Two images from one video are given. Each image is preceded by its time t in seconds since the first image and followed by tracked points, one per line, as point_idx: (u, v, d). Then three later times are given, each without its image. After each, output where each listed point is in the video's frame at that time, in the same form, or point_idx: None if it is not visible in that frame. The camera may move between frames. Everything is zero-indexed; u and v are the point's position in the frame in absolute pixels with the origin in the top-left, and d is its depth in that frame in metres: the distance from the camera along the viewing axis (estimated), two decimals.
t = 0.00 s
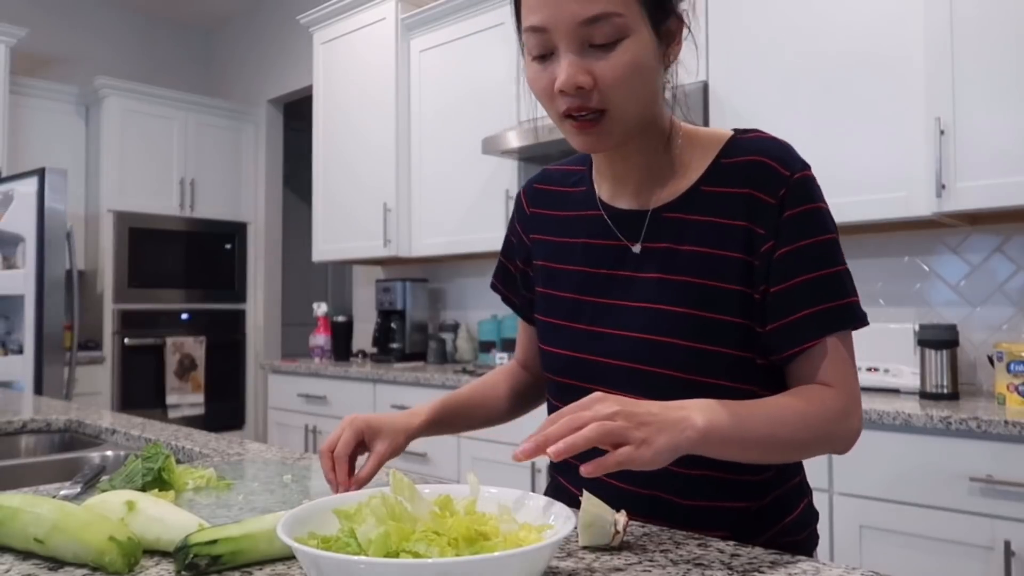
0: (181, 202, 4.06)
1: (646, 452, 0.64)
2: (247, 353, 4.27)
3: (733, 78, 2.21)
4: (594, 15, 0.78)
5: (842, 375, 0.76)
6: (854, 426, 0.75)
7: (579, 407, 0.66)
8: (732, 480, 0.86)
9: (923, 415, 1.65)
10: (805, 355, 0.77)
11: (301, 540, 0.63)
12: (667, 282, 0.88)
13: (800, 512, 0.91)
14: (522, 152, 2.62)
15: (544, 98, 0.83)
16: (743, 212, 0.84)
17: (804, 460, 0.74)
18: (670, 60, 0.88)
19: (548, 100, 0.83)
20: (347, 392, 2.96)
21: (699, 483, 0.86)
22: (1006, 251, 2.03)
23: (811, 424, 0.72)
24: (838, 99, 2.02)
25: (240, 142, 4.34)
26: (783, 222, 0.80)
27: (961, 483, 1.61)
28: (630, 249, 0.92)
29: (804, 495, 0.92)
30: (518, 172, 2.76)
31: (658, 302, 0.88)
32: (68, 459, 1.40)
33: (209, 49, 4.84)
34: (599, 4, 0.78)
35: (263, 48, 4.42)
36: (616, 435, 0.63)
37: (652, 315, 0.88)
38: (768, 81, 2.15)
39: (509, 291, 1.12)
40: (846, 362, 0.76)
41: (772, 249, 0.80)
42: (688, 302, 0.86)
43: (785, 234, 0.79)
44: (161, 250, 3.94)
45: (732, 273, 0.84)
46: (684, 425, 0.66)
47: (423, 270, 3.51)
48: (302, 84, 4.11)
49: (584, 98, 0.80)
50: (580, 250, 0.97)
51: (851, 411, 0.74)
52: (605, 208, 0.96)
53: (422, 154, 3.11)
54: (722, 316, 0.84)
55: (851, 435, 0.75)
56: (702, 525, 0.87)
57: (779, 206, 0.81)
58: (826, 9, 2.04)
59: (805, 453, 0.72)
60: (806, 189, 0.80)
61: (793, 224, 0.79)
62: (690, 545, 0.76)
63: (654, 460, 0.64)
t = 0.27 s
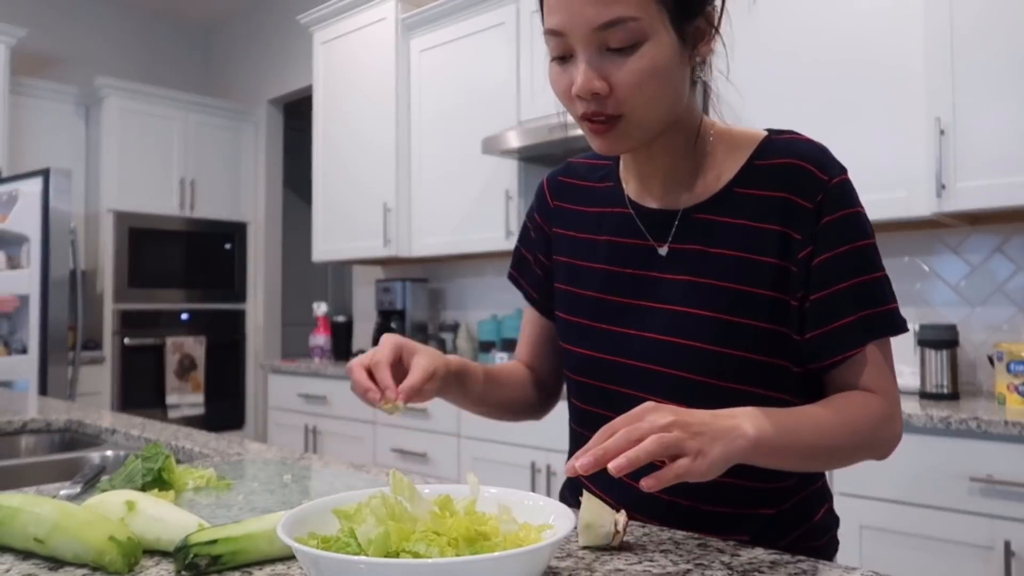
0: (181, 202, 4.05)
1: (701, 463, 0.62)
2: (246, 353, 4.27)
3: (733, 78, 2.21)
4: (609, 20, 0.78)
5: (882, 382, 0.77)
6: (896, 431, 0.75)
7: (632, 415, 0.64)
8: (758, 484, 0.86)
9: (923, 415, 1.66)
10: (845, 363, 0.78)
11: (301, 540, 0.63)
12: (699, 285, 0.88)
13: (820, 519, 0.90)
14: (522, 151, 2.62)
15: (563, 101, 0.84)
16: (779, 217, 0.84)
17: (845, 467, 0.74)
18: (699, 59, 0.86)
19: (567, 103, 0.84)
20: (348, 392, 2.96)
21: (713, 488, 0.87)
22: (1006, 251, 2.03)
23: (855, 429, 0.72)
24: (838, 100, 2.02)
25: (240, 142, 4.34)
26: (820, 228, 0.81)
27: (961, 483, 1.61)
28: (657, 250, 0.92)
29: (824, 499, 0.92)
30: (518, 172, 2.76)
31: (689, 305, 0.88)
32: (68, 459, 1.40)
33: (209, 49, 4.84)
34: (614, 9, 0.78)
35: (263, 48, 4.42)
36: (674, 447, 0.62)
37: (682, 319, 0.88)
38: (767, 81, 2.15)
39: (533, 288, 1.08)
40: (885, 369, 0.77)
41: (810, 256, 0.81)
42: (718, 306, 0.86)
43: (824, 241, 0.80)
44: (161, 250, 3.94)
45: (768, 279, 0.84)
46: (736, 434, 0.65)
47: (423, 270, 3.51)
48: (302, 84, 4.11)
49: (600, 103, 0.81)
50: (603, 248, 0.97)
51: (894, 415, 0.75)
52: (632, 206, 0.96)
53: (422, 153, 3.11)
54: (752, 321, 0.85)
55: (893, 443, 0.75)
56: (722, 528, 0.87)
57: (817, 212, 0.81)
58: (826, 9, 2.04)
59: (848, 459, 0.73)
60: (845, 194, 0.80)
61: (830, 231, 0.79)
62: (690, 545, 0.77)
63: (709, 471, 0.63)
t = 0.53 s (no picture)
0: (181, 202, 4.05)
1: (742, 470, 0.63)
2: (246, 353, 4.28)
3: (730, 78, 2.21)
4: (640, 17, 0.76)
5: (924, 382, 0.79)
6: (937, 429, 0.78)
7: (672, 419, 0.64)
8: (795, 492, 0.86)
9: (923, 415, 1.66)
10: (891, 366, 0.79)
11: (301, 540, 0.63)
12: (740, 286, 0.87)
13: (853, 523, 0.90)
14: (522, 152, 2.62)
15: (594, 102, 0.83)
16: (823, 216, 0.85)
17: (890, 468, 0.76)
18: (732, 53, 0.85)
19: (598, 103, 0.83)
20: (347, 391, 2.96)
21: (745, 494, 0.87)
22: (1005, 251, 2.03)
23: (902, 433, 0.74)
24: (838, 100, 2.02)
25: (240, 142, 4.34)
26: (867, 227, 0.82)
27: (961, 483, 1.61)
28: (692, 250, 0.91)
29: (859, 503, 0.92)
30: (518, 172, 2.75)
31: (730, 307, 0.87)
32: (68, 459, 1.41)
33: (209, 49, 4.84)
34: (643, 7, 0.76)
35: (264, 48, 4.43)
36: (715, 452, 0.62)
37: (723, 320, 0.87)
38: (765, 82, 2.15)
39: (552, 281, 1.03)
40: (927, 369, 0.80)
41: (856, 255, 0.82)
42: (761, 307, 0.86)
43: (872, 241, 0.81)
44: (161, 250, 3.94)
45: (811, 279, 0.85)
46: (777, 439, 0.66)
47: (423, 270, 3.51)
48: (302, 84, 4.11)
49: (633, 102, 0.80)
50: (634, 247, 0.96)
51: (936, 414, 0.77)
52: (665, 204, 0.94)
53: (422, 153, 3.11)
54: (795, 321, 0.85)
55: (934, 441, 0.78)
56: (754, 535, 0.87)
57: (863, 210, 0.82)
58: (825, 9, 2.04)
59: (896, 461, 0.75)
60: (889, 192, 0.82)
61: (879, 229, 0.81)
62: (690, 545, 0.77)
63: (750, 477, 0.63)
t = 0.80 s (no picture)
0: (181, 202, 4.05)
1: (787, 502, 0.63)
2: (246, 353, 4.28)
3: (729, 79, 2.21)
4: (641, 13, 0.77)
5: (972, 392, 0.78)
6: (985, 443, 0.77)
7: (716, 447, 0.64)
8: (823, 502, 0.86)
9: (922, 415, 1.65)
10: (935, 377, 0.78)
11: (302, 540, 0.64)
12: (776, 289, 0.87)
13: (887, 529, 0.89)
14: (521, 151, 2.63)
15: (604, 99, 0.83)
16: (863, 220, 0.84)
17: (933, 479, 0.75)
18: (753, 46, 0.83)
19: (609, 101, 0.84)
20: (348, 391, 2.95)
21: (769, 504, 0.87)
22: (1006, 251, 2.03)
23: (948, 448, 0.73)
24: (838, 100, 2.03)
25: (240, 142, 4.34)
26: (910, 233, 0.80)
27: (961, 483, 1.61)
28: (720, 249, 0.91)
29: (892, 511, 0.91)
30: (518, 172, 2.76)
31: (764, 311, 0.87)
32: (69, 459, 1.41)
33: (209, 49, 4.84)
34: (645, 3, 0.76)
35: (264, 48, 4.43)
36: (759, 488, 0.62)
37: (755, 324, 0.87)
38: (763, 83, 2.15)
39: (579, 275, 1.04)
40: (974, 379, 0.78)
41: (898, 262, 0.81)
42: (796, 314, 0.85)
43: (915, 249, 0.80)
44: (160, 250, 3.94)
45: (850, 285, 0.84)
46: (826, 467, 0.65)
47: (423, 270, 3.51)
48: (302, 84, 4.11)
49: (638, 97, 0.80)
50: (663, 244, 0.96)
51: (984, 427, 0.76)
52: (696, 201, 0.94)
53: (422, 153, 3.11)
54: (831, 328, 0.84)
55: (981, 452, 0.77)
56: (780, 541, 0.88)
57: (905, 215, 0.81)
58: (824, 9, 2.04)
59: (941, 474, 0.73)
60: (934, 197, 0.80)
61: (922, 235, 0.79)
62: (691, 545, 0.77)
63: (796, 508, 0.63)
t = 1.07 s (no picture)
0: (181, 202, 4.05)
1: (755, 492, 0.62)
2: (246, 353, 4.28)
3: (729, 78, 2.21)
4: None
5: (995, 399, 0.74)
6: (1009, 452, 0.74)
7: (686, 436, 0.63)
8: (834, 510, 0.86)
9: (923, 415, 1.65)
10: (954, 381, 0.75)
11: (302, 541, 0.63)
12: (784, 287, 0.87)
13: (903, 546, 0.89)
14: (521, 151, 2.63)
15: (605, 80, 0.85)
16: (873, 216, 0.83)
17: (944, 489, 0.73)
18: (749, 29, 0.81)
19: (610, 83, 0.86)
20: (347, 391, 2.96)
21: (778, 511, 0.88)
22: (1006, 251, 2.03)
23: (959, 456, 0.71)
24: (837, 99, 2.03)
25: (240, 142, 4.34)
26: (922, 230, 0.79)
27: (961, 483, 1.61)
28: (726, 244, 0.92)
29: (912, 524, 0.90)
30: (517, 172, 2.75)
31: (773, 309, 0.87)
32: (70, 459, 1.41)
33: (209, 49, 4.84)
34: None
35: (264, 48, 4.42)
36: (723, 475, 0.60)
37: (761, 322, 0.88)
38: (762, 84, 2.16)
39: (601, 282, 1.08)
40: (996, 386, 0.75)
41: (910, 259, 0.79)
42: (802, 312, 0.86)
43: (926, 246, 0.78)
44: (160, 250, 3.94)
45: (861, 284, 0.83)
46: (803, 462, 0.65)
47: (423, 270, 3.51)
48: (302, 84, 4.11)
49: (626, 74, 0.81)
50: (676, 241, 0.97)
51: (1007, 435, 0.73)
52: (708, 196, 0.95)
53: (422, 153, 3.11)
54: (840, 327, 0.84)
55: (1005, 460, 0.74)
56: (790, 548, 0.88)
57: (916, 210, 0.80)
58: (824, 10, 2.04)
59: (953, 483, 0.72)
60: (948, 191, 0.78)
61: (935, 230, 0.77)
62: (690, 545, 0.77)
63: (763, 500, 0.62)
